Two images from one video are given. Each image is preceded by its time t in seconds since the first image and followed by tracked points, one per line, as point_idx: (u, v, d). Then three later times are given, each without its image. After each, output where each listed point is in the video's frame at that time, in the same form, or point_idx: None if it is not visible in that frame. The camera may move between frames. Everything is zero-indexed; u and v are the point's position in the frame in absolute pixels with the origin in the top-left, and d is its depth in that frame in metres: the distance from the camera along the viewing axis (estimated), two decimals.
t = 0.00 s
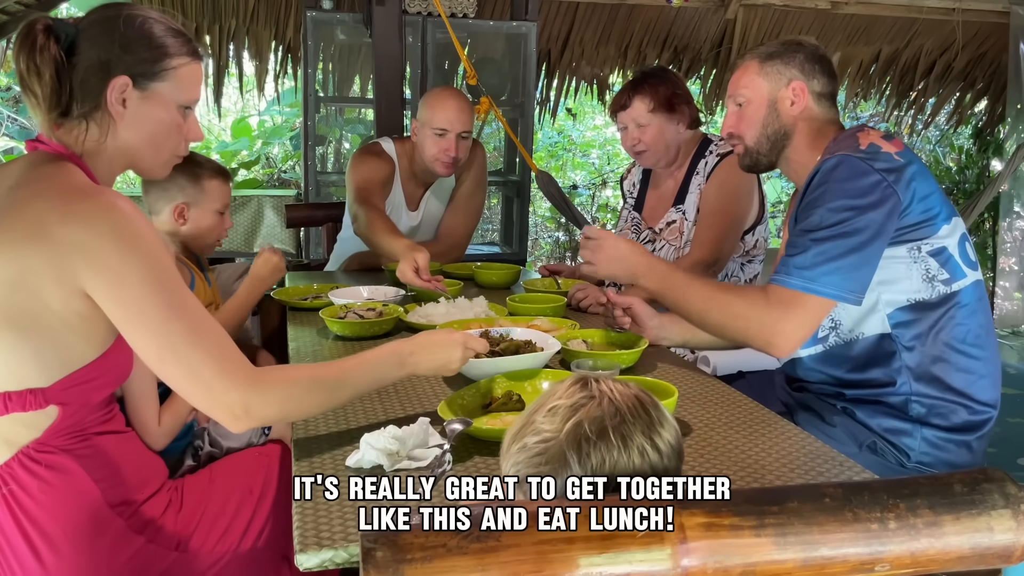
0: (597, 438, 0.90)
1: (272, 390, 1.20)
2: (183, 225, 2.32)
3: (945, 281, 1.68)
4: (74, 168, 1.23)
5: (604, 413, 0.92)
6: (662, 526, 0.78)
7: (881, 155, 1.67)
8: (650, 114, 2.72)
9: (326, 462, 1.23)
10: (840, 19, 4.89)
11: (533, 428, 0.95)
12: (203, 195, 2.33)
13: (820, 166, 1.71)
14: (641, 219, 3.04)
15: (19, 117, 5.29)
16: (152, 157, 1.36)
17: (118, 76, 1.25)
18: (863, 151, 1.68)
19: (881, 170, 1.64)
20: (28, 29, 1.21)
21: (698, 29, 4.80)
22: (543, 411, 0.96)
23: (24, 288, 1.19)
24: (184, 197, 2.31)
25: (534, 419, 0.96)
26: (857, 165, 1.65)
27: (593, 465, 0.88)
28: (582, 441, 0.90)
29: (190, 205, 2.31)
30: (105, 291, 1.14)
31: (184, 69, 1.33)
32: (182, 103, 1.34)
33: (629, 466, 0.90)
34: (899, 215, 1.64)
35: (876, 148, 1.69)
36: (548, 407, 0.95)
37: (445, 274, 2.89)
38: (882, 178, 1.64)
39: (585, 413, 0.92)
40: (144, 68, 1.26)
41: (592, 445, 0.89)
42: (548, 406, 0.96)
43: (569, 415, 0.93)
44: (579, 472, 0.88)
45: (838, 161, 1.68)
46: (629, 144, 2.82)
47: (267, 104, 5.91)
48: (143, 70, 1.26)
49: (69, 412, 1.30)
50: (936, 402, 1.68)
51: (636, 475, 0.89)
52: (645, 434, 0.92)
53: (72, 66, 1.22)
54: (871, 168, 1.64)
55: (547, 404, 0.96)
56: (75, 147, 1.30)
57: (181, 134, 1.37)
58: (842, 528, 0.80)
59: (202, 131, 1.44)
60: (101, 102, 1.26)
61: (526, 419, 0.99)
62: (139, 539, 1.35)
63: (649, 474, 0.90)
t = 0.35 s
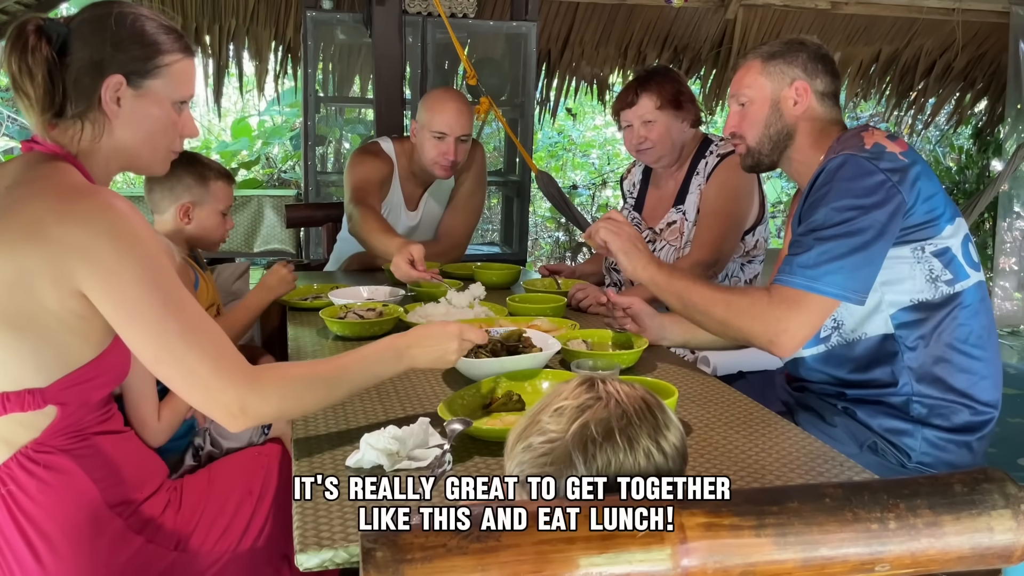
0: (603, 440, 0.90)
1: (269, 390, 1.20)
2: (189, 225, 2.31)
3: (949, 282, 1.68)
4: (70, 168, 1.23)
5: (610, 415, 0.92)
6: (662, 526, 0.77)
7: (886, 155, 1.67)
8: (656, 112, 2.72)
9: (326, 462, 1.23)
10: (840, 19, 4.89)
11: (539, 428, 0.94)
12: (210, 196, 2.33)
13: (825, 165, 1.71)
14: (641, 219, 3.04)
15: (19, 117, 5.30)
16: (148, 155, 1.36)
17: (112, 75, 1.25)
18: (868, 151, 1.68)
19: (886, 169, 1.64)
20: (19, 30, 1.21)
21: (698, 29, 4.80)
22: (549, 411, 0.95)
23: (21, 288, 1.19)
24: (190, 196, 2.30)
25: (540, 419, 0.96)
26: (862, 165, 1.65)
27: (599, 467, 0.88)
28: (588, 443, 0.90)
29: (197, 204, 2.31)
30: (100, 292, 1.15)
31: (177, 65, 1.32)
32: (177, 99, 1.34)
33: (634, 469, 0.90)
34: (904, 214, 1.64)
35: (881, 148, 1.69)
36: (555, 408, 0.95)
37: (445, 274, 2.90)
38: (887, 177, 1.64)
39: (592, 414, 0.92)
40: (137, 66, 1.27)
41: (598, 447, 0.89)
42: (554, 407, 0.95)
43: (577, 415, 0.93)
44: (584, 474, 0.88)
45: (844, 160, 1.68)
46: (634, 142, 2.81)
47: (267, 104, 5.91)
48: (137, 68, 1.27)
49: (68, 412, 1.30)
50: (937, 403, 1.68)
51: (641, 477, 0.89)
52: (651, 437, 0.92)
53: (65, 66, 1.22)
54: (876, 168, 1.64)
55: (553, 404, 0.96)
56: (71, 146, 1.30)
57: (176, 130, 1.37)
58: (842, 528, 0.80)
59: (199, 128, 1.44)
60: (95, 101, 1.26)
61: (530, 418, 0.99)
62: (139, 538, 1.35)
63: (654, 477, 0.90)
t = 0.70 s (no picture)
0: (607, 453, 0.88)
1: (267, 390, 1.20)
2: (186, 224, 2.31)
3: (950, 282, 1.68)
4: (70, 167, 1.23)
5: (614, 426, 0.90)
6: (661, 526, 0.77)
7: (886, 155, 1.67)
8: (657, 112, 2.72)
9: (326, 462, 1.23)
10: (840, 19, 4.89)
11: (539, 443, 0.92)
12: (203, 192, 2.32)
13: (825, 165, 1.71)
14: (641, 219, 3.04)
15: (19, 117, 5.30)
16: (147, 154, 1.36)
17: (110, 74, 1.25)
18: (868, 151, 1.68)
19: (886, 170, 1.64)
20: (17, 31, 1.21)
21: (697, 29, 4.80)
22: (549, 424, 0.93)
23: (20, 288, 1.19)
24: (185, 193, 2.30)
25: (540, 432, 0.93)
26: (862, 166, 1.65)
27: (604, 481, 0.87)
28: (592, 457, 0.88)
29: (191, 202, 2.31)
30: (99, 291, 1.15)
31: (175, 65, 1.32)
32: (176, 98, 1.34)
33: (639, 480, 0.88)
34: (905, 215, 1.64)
35: (881, 148, 1.69)
36: (555, 421, 0.93)
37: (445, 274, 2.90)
38: (888, 178, 1.64)
39: (594, 426, 0.90)
40: (135, 65, 1.27)
41: (603, 460, 0.87)
42: (554, 419, 0.93)
43: (578, 429, 0.90)
44: (590, 489, 0.87)
45: (844, 161, 1.68)
46: (634, 141, 2.81)
47: (267, 104, 5.92)
48: (135, 67, 1.27)
49: (69, 411, 1.30)
50: (938, 403, 1.67)
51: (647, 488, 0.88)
52: (654, 445, 0.91)
53: (63, 66, 1.23)
54: (877, 168, 1.64)
55: (553, 416, 0.93)
56: (69, 146, 1.30)
57: (176, 129, 1.37)
58: (842, 528, 0.80)
59: (198, 126, 1.44)
60: (95, 101, 1.26)
61: (529, 428, 0.96)
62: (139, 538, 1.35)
63: (659, 485, 0.89)
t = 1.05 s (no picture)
0: (623, 455, 0.88)
1: (251, 396, 1.17)
2: (185, 222, 2.31)
3: (950, 282, 1.68)
4: (70, 167, 1.23)
5: (632, 429, 0.90)
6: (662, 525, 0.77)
7: (885, 155, 1.68)
8: (660, 111, 2.72)
9: (325, 463, 1.23)
10: (840, 19, 4.89)
11: (555, 440, 0.92)
12: (200, 189, 2.31)
13: (825, 167, 1.71)
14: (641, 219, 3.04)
15: (19, 117, 5.30)
16: (149, 157, 1.35)
17: (114, 75, 1.24)
18: (868, 152, 1.68)
19: (886, 170, 1.64)
20: (27, 30, 1.22)
21: (697, 29, 4.80)
22: (566, 422, 0.93)
23: (16, 286, 1.19)
24: (184, 191, 2.30)
25: (556, 429, 0.93)
26: (862, 167, 1.65)
27: (619, 484, 0.87)
28: (608, 459, 0.87)
29: (190, 199, 2.31)
30: (92, 291, 1.14)
31: (180, 68, 1.32)
32: (179, 103, 1.34)
33: (653, 484, 0.88)
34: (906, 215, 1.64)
35: (881, 149, 1.69)
36: (573, 419, 0.92)
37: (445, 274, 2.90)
38: (888, 178, 1.64)
39: (612, 428, 0.89)
40: (140, 67, 1.26)
41: (619, 463, 0.87)
42: (571, 418, 0.93)
43: (596, 429, 0.90)
44: (603, 491, 0.87)
45: (843, 162, 1.68)
46: (636, 142, 2.81)
47: (267, 104, 5.92)
48: (139, 69, 1.26)
49: (69, 411, 1.30)
50: (938, 403, 1.67)
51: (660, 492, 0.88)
52: (671, 450, 0.91)
53: (69, 65, 1.23)
54: (876, 169, 1.64)
55: (570, 415, 0.93)
56: (70, 145, 1.30)
57: (180, 133, 1.37)
58: (842, 528, 0.80)
59: (201, 131, 1.44)
60: (98, 100, 1.26)
61: (545, 425, 0.96)
62: (139, 537, 1.36)
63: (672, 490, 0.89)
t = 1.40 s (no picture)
0: (623, 451, 0.88)
1: (224, 415, 1.18)
2: (178, 223, 2.31)
3: (948, 283, 1.68)
4: (67, 168, 1.22)
5: (631, 424, 0.89)
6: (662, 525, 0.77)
7: (881, 157, 1.67)
8: (657, 113, 2.73)
9: (326, 464, 1.23)
10: (840, 19, 4.89)
11: (554, 434, 0.91)
12: (185, 186, 2.30)
13: (820, 169, 1.70)
14: (641, 219, 3.03)
15: (19, 117, 5.29)
16: (151, 160, 1.35)
17: (116, 76, 1.24)
18: (863, 154, 1.67)
19: (881, 173, 1.64)
20: (30, 32, 1.23)
21: (697, 29, 4.79)
22: (565, 417, 0.92)
23: (10, 287, 1.18)
24: (171, 192, 2.31)
25: (554, 423, 0.92)
26: (857, 169, 1.65)
27: (618, 480, 0.87)
28: (607, 454, 0.87)
29: (178, 199, 2.31)
30: (77, 299, 1.13)
31: (184, 69, 1.31)
32: (183, 105, 1.33)
33: (652, 479, 0.88)
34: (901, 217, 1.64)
35: (876, 151, 1.68)
36: (571, 414, 0.92)
37: (445, 275, 2.90)
38: (883, 181, 1.63)
39: (612, 424, 0.89)
40: (142, 68, 1.26)
41: (618, 458, 0.87)
42: (570, 412, 0.92)
43: (595, 424, 0.90)
44: (601, 486, 0.86)
45: (838, 164, 1.67)
46: (635, 144, 2.82)
47: (267, 104, 5.92)
48: (141, 70, 1.26)
49: (65, 415, 1.30)
50: (938, 404, 1.68)
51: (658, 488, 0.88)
52: (669, 446, 0.91)
53: (71, 65, 1.23)
54: (871, 172, 1.64)
55: (569, 410, 0.92)
56: (71, 147, 1.30)
57: (182, 136, 1.36)
58: (842, 528, 0.80)
59: (205, 133, 1.44)
60: (100, 101, 1.26)
61: (542, 420, 0.95)
62: (139, 537, 1.35)
63: (670, 485, 0.89)
